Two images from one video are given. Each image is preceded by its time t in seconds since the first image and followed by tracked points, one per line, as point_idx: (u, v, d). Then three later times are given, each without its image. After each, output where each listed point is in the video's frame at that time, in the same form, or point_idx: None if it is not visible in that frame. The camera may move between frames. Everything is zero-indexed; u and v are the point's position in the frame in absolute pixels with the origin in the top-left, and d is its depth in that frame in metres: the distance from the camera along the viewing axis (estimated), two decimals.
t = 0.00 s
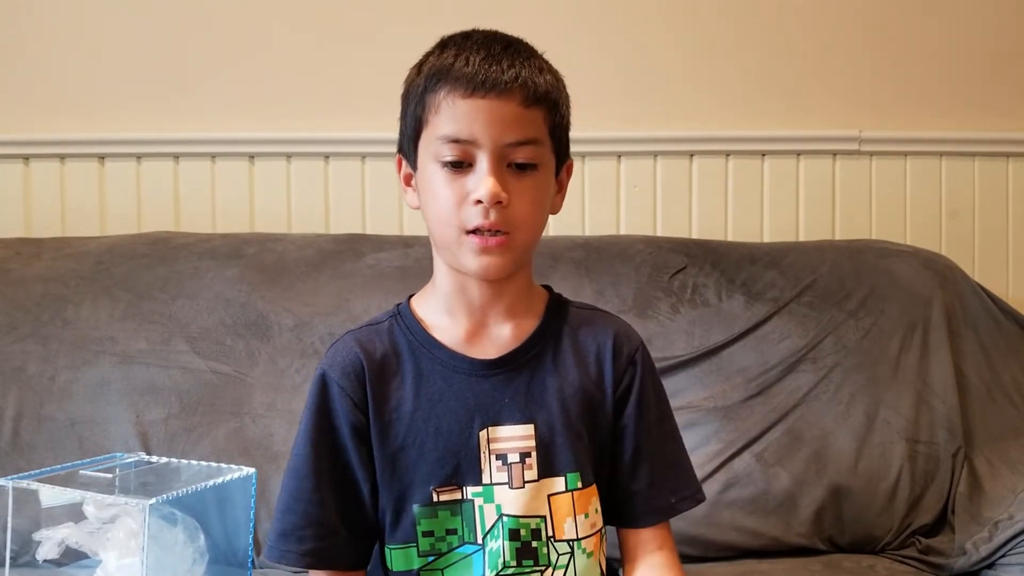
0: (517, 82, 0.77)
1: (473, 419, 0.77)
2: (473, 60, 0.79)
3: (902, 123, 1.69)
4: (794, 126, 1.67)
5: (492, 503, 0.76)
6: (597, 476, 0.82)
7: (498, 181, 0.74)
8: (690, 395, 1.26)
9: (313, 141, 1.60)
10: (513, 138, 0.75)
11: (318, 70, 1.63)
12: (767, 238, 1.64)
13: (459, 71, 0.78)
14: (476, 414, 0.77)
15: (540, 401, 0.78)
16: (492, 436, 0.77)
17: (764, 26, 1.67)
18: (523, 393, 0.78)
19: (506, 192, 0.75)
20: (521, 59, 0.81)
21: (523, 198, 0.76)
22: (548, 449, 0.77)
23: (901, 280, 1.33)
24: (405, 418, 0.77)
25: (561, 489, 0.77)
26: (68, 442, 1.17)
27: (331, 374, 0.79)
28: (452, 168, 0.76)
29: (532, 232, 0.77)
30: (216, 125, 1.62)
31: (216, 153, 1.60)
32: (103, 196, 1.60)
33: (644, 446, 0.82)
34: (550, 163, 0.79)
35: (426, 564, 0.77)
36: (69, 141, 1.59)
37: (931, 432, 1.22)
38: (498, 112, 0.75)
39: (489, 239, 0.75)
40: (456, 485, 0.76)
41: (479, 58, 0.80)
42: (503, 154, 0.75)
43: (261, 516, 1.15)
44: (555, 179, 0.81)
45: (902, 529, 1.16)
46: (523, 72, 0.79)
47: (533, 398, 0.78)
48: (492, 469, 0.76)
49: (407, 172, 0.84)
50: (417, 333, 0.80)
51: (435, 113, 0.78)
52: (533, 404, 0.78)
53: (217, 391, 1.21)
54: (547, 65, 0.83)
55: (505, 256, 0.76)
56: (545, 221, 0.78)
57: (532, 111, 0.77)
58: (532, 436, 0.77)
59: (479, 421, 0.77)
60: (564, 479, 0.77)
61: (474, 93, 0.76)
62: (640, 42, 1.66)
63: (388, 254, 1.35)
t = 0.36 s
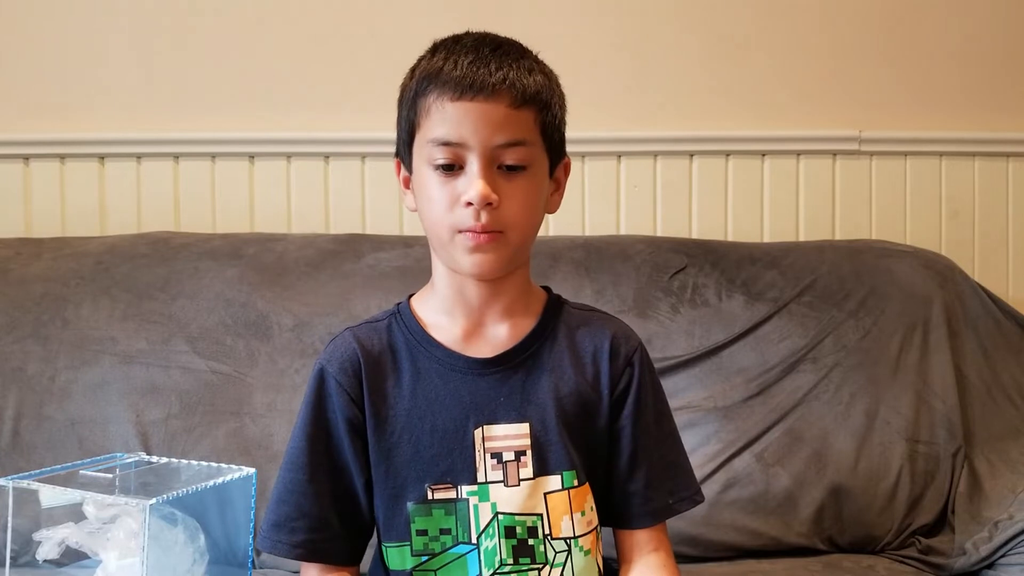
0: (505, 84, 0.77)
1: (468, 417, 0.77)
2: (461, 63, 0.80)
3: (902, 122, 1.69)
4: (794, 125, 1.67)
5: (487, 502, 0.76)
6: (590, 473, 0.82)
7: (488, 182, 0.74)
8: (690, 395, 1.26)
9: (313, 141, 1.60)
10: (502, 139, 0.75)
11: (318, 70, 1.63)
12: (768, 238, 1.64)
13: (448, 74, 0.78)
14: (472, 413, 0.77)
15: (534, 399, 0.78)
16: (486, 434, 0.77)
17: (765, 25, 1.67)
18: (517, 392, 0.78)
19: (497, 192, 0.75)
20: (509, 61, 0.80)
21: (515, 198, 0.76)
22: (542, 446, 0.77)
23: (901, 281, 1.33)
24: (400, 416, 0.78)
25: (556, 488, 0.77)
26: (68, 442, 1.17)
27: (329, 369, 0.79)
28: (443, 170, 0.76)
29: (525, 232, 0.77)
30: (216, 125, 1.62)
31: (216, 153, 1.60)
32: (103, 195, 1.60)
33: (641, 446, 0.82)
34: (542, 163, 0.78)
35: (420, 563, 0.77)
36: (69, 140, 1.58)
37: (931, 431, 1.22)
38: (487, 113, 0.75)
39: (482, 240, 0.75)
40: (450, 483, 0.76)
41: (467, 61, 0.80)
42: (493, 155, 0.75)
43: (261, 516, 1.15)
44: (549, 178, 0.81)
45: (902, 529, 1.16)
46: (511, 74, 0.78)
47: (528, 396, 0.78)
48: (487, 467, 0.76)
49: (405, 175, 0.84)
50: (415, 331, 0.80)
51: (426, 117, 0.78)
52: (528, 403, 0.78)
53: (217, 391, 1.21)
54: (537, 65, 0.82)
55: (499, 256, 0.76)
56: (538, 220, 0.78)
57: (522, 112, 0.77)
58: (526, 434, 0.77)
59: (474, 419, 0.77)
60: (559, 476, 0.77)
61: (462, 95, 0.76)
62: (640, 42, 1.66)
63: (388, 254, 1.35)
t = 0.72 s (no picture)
0: (502, 83, 0.77)
1: (474, 404, 0.78)
2: (458, 64, 0.80)
3: (902, 122, 1.69)
4: (794, 125, 1.67)
5: (494, 484, 0.77)
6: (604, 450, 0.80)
7: (488, 182, 0.74)
8: (690, 395, 1.26)
9: (313, 141, 1.60)
10: (501, 139, 0.75)
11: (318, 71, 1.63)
12: (768, 238, 1.64)
13: (444, 76, 0.79)
14: (478, 400, 0.78)
15: (538, 382, 0.79)
16: (492, 420, 0.77)
17: (764, 25, 1.67)
18: (522, 378, 0.79)
19: (498, 192, 0.75)
20: (505, 60, 0.80)
21: (516, 197, 0.75)
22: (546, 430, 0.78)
23: (901, 281, 1.33)
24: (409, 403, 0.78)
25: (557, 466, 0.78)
26: (68, 442, 1.17)
27: (338, 354, 0.79)
28: (444, 171, 0.76)
29: (527, 230, 0.77)
30: (216, 125, 1.62)
31: (216, 153, 1.60)
32: (103, 195, 1.60)
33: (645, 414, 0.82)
34: (543, 161, 0.78)
35: (428, 544, 0.77)
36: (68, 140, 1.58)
37: (931, 431, 1.22)
38: (485, 113, 0.75)
39: (484, 239, 0.75)
40: (458, 468, 0.77)
41: (464, 61, 0.80)
42: (493, 155, 0.75)
43: (261, 515, 1.15)
44: (549, 176, 0.81)
45: (902, 529, 1.16)
46: (508, 73, 0.78)
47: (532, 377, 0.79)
48: (493, 451, 0.77)
49: (407, 179, 0.84)
50: (423, 319, 0.80)
51: (425, 119, 0.78)
52: (531, 385, 0.79)
53: (217, 391, 1.21)
54: (534, 64, 0.82)
55: (502, 255, 0.76)
56: (540, 218, 0.78)
57: (520, 111, 0.77)
58: (532, 418, 0.78)
59: (481, 407, 0.78)
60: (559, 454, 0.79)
61: (460, 96, 0.76)
62: (640, 43, 1.66)
63: (388, 254, 1.35)
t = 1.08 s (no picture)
0: (504, 85, 0.77)
1: (479, 414, 0.77)
2: (459, 66, 0.79)
3: (902, 122, 1.69)
4: (794, 125, 1.67)
5: (499, 497, 0.77)
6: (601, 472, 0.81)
7: (492, 184, 0.74)
8: (690, 395, 1.26)
9: (313, 141, 1.60)
10: (503, 140, 0.75)
11: (317, 70, 1.63)
12: (768, 238, 1.64)
13: (446, 79, 0.78)
14: (483, 409, 0.77)
15: (545, 395, 0.78)
16: (497, 430, 0.77)
17: (765, 24, 1.67)
18: (525, 387, 0.78)
19: (502, 193, 0.75)
20: (507, 61, 0.80)
21: (520, 198, 0.75)
22: (553, 442, 0.77)
23: (901, 281, 1.33)
24: (413, 415, 0.78)
25: (566, 483, 0.77)
26: (68, 442, 1.17)
27: (341, 375, 0.79)
28: (447, 175, 0.76)
29: (531, 231, 0.77)
30: (216, 124, 1.62)
31: (216, 153, 1.60)
32: (103, 195, 1.60)
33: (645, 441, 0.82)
34: (545, 161, 0.78)
35: (437, 557, 0.77)
36: (68, 141, 1.58)
37: (931, 431, 1.22)
38: (488, 115, 0.75)
39: (490, 241, 0.75)
40: (463, 479, 0.77)
41: (465, 64, 0.80)
42: (496, 157, 0.75)
43: (261, 516, 1.15)
44: (552, 177, 0.80)
45: (902, 529, 1.16)
46: (509, 75, 0.78)
47: (538, 392, 0.78)
48: (498, 463, 0.77)
49: (408, 180, 0.84)
50: (423, 332, 0.80)
51: (427, 122, 0.78)
52: (538, 398, 0.78)
53: (217, 391, 1.21)
54: (535, 65, 0.82)
55: (507, 256, 0.76)
56: (544, 219, 0.78)
57: (522, 112, 0.77)
58: (535, 430, 0.77)
59: (486, 416, 0.77)
60: (569, 472, 0.77)
61: (462, 99, 0.76)
62: (640, 42, 1.66)
63: (388, 254, 1.35)
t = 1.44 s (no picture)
0: (513, 93, 0.77)
1: (485, 412, 0.77)
2: (469, 74, 0.79)
3: (902, 122, 1.68)
4: (794, 126, 1.67)
5: (504, 493, 0.77)
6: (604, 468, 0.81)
7: (500, 190, 0.74)
8: (690, 395, 1.26)
9: (313, 141, 1.60)
10: (512, 147, 0.75)
11: (317, 70, 1.63)
12: (768, 238, 1.64)
13: (456, 85, 0.78)
14: (488, 407, 0.77)
15: (550, 391, 0.78)
16: (504, 427, 0.77)
17: (764, 25, 1.67)
18: (529, 384, 0.78)
19: (509, 199, 0.75)
20: (516, 69, 0.80)
21: (526, 204, 0.76)
22: (558, 438, 0.77)
23: (901, 281, 1.33)
24: (419, 414, 0.78)
25: (569, 480, 0.77)
26: (68, 442, 1.17)
27: (346, 377, 0.79)
28: (455, 180, 0.76)
29: (537, 235, 0.77)
30: (216, 125, 1.62)
31: (216, 153, 1.60)
32: (103, 195, 1.60)
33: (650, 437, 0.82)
34: (551, 167, 0.78)
35: (444, 554, 0.77)
36: (68, 140, 1.58)
37: (931, 431, 1.22)
38: (496, 123, 0.75)
39: (497, 246, 0.75)
40: (468, 477, 0.77)
41: (475, 71, 0.80)
42: (504, 163, 0.75)
43: (260, 516, 1.15)
44: (557, 181, 0.81)
45: (903, 529, 1.16)
46: (518, 83, 0.78)
47: (543, 389, 0.78)
48: (504, 459, 0.77)
49: (415, 184, 0.84)
50: (428, 332, 0.80)
51: (436, 128, 0.78)
52: (544, 395, 0.78)
53: (217, 392, 1.21)
54: (543, 73, 0.82)
55: (514, 260, 0.76)
56: (550, 223, 0.78)
57: (530, 120, 0.77)
58: (541, 426, 0.77)
59: (491, 413, 0.77)
60: (571, 470, 0.77)
61: (472, 106, 0.76)
62: (640, 42, 1.66)
63: (388, 254, 1.35)
